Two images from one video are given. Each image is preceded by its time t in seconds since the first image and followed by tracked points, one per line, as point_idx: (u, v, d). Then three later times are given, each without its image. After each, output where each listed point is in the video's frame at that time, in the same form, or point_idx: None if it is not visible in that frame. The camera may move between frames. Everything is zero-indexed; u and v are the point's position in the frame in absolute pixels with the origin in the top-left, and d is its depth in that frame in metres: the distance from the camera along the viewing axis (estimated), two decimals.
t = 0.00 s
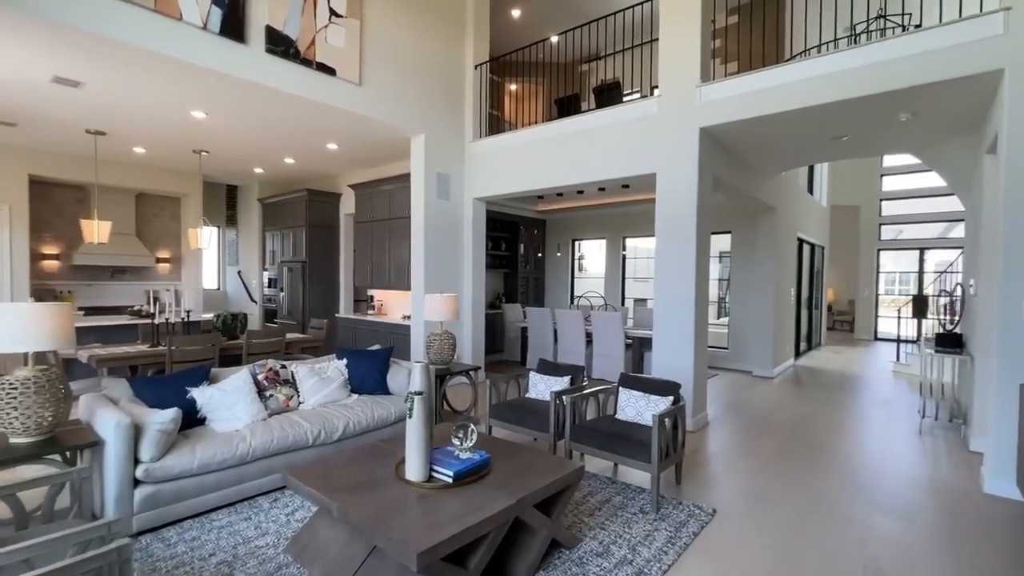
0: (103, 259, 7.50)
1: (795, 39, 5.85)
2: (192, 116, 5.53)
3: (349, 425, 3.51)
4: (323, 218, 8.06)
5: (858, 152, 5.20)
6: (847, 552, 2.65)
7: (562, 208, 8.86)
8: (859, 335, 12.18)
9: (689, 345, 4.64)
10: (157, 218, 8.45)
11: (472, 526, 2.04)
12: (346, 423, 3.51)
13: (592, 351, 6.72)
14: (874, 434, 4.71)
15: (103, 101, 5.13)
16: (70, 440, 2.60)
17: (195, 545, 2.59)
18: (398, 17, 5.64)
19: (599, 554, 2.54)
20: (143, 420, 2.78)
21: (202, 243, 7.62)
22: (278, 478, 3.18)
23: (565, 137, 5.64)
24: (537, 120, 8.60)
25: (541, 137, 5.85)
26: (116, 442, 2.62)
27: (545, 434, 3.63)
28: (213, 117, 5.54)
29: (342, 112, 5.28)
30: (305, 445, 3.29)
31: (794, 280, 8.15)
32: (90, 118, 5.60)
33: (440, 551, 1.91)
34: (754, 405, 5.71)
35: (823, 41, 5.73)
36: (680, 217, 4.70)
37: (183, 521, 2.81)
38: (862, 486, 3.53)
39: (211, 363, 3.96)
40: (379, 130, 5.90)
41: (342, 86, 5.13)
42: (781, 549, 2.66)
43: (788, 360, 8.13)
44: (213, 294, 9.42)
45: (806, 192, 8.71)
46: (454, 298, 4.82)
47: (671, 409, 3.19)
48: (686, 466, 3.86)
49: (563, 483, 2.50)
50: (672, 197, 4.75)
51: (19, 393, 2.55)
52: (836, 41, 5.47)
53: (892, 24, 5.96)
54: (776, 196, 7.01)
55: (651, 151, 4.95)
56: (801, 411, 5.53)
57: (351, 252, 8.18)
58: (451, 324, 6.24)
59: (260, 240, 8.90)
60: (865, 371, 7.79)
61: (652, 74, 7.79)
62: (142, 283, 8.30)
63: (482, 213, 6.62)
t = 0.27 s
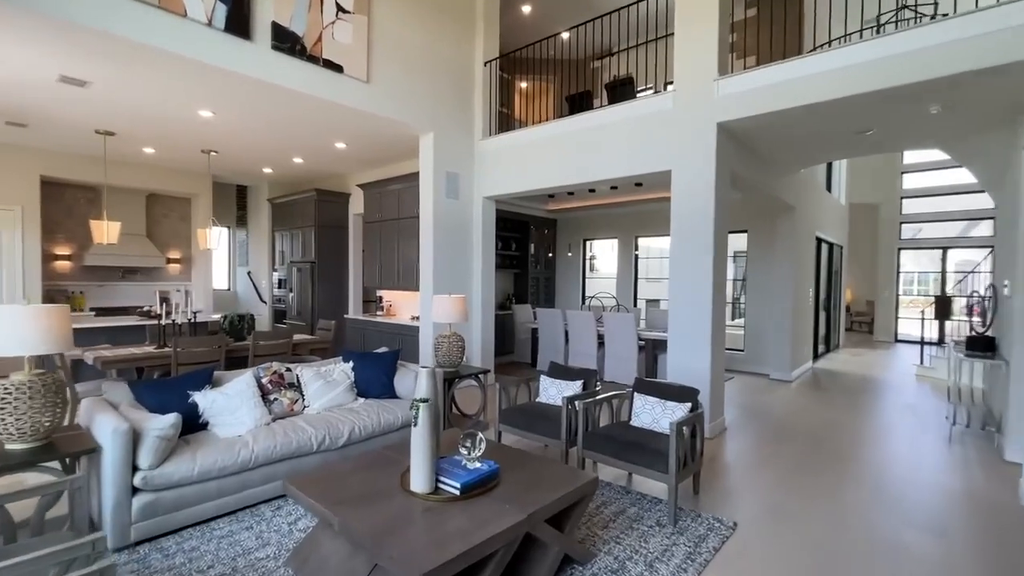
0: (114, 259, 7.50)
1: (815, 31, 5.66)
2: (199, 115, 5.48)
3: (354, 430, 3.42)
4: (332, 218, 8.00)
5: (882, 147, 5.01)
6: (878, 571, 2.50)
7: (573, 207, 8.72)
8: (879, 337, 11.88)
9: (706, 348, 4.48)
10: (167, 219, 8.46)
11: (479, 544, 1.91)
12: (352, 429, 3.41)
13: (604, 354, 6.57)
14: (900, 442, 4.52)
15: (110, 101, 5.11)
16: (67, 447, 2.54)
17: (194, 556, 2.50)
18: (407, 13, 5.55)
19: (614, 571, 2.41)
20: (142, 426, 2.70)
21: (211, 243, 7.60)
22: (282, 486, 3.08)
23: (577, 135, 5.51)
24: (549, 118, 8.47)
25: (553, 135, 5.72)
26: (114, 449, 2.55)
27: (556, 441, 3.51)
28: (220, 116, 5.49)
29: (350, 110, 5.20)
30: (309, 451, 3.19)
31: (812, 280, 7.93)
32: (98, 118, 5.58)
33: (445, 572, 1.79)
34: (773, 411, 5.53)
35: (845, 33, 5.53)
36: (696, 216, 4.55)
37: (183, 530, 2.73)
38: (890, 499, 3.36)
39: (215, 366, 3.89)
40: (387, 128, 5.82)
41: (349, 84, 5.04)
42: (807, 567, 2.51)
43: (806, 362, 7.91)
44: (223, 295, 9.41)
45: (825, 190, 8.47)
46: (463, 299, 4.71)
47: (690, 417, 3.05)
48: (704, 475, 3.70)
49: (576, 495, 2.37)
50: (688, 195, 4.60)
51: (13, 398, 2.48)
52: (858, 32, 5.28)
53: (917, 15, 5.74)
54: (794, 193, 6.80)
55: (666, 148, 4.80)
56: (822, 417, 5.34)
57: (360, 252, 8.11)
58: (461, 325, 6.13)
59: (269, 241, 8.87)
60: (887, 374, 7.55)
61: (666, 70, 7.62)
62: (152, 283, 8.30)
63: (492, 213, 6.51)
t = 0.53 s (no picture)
0: (136, 260, 7.62)
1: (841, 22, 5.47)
2: (216, 117, 5.53)
3: (366, 433, 3.37)
4: (348, 219, 8.02)
5: (912, 142, 4.81)
6: None
7: (589, 207, 8.61)
8: (907, 339, 11.51)
9: (727, 350, 4.35)
10: (188, 220, 8.58)
11: (488, 556, 1.84)
12: (363, 431, 3.37)
13: (621, 355, 6.46)
14: (933, 450, 4.32)
15: (130, 104, 5.18)
16: (79, 447, 2.54)
17: (203, 559, 2.48)
18: (421, 11, 5.51)
19: None
20: (154, 427, 2.69)
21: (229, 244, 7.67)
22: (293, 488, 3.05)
23: (593, 132, 5.40)
24: (565, 116, 8.37)
25: (569, 133, 5.62)
26: (125, 450, 2.54)
27: (571, 446, 3.42)
28: (237, 117, 5.53)
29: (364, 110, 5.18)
30: (321, 453, 3.16)
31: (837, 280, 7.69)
32: (119, 121, 5.67)
33: None
34: (797, 416, 5.35)
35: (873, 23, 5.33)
36: (716, 215, 4.41)
37: (194, 532, 2.71)
38: (924, 512, 3.20)
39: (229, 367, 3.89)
40: (402, 128, 5.79)
41: (363, 83, 5.02)
42: None
43: (831, 366, 7.67)
44: (242, 295, 9.52)
45: (851, 187, 8.21)
46: (477, 300, 4.66)
47: (710, 424, 2.94)
48: (724, 482, 3.58)
49: (591, 505, 2.28)
50: (708, 193, 4.47)
51: (24, 400, 2.48)
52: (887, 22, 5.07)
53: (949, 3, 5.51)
54: (819, 190, 6.59)
55: (686, 145, 4.67)
56: (850, 422, 5.15)
57: (376, 253, 8.11)
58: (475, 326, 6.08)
59: (287, 242, 8.93)
60: (917, 378, 7.27)
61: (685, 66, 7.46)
62: (173, 284, 8.41)
63: (508, 213, 6.44)
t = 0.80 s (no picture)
0: (164, 261, 7.81)
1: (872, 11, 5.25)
2: (239, 120, 5.63)
3: (379, 434, 3.36)
4: (368, 220, 8.08)
5: (950, 134, 4.58)
6: None
7: (610, 206, 8.50)
8: (945, 341, 11.03)
9: (750, 353, 4.20)
10: (215, 223, 8.78)
11: (493, 565, 1.79)
12: (377, 432, 3.36)
13: (642, 357, 6.34)
14: (973, 459, 4.10)
15: (157, 109, 5.31)
16: (97, 445, 2.59)
17: (216, 558, 2.50)
18: (438, 11, 5.50)
19: None
20: (169, 425, 2.73)
21: (253, 245, 7.82)
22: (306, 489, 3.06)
23: (612, 130, 5.31)
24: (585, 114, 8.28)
25: (587, 131, 5.54)
26: (142, 448, 2.58)
27: (586, 451, 3.35)
28: (259, 120, 5.62)
29: (381, 111, 5.20)
30: (334, 454, 3.16)
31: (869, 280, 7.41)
32: (147, 126, 5.83)
33: None
34: (826, 421, 5.15)
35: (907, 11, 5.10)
36: (739, 214, 4.28)
37: (208, 530, 2.74)
38: (963, 524, 3.02)
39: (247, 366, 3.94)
40: (419, 128, 5.79)
41: (381, 84, 5.03)
42: None
43: (863, 369, 7.38)
44: (267, 295, 9.69)
45: (884, 183, 7.90)
46: (492, 300, 4.62)
47: (731, 430, 2.83)
48: (747, 490, 3.45)
49: (602, 514, 2.21)
50: (731, 190, 4.34)
51: (45, 399, 2.55)
52: (923, 9, 4.84)
53: None
54: (849, 187, 6.35)
55: (707, 141, 4.54)
56: (882, 428, 4.94)
57: (396, 253, 8.15)
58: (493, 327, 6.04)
59: (309, 243, 9.06)
60: (955, 383, 6.95)
61: (708, 61, 7.29)
62: (200, 284, 8.58)
63: (526, 212, 6.39)
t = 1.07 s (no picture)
0: (196, 263, 8.05)
1: None
2: (263, 125, 5.75)
3: (392, 436, 3.36)
4: (391, 222, 8.15)
5: (995, 126, 4.31)
6: None
7: (634, 206, 8.35)
8: (994, 346, 10.44)
9: (776, 358, 4.05)
10: (244, 226, 9.02)
11: None
12: (390, 434, 3.36)
13: (664, 360, 6.19)
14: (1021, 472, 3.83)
15: (186, 116, 5.48)
16: (116, 444, 2.66)
17: (227, 557, 2.54)
18: (457, 12, 5.50)
19: None
20: (185, 425, 2.78)
21: (279, 248, 7.98)
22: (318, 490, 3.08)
23: (633, 128, 5.20)
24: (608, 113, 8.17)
25: (607, 129, 5.45)
26: (158, 447, 2.63)
27: (600, 457, 3.28)
28: (282, 125, 5.73)
29: (400, 114, 5.23)
30: (346, 455, 3.18)
31: (908, 281, 7.06)
32: (177, 133, 6.02)
33: None
34: (859, 429, 4.92)
35: None
36: (763, 213, 4.13)
37: (222, 529, 2.79)
38: (1007, 541, 2.82)
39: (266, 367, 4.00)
40: (439, 130, 5.80)
41: (399, 86, 5.06)
42: None
43: (901, 374, 7.04)
44: (294, 296, 9.89)
45: (924, 179, 7.52)
46: (508, 302, 4.59)
47: (750, 439, 2.71)
48: (770, 501, 3.31)
49: (609, 526, 2.14)
50: (755, 188, 4.19)
51: (69, 398, 2.64)
52: None
53: None
54: (885, 183, 6.07)
55: (731, 137, 4.40)
56: (921, 437, 4.68)
57: (418, 255, 8.20)
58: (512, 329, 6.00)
59: (335, 245, 9.21)
60: (1003, 391, 6.55)
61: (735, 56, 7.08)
62: (231, 285, 8.75)
63: (545, 213, 6.32)
